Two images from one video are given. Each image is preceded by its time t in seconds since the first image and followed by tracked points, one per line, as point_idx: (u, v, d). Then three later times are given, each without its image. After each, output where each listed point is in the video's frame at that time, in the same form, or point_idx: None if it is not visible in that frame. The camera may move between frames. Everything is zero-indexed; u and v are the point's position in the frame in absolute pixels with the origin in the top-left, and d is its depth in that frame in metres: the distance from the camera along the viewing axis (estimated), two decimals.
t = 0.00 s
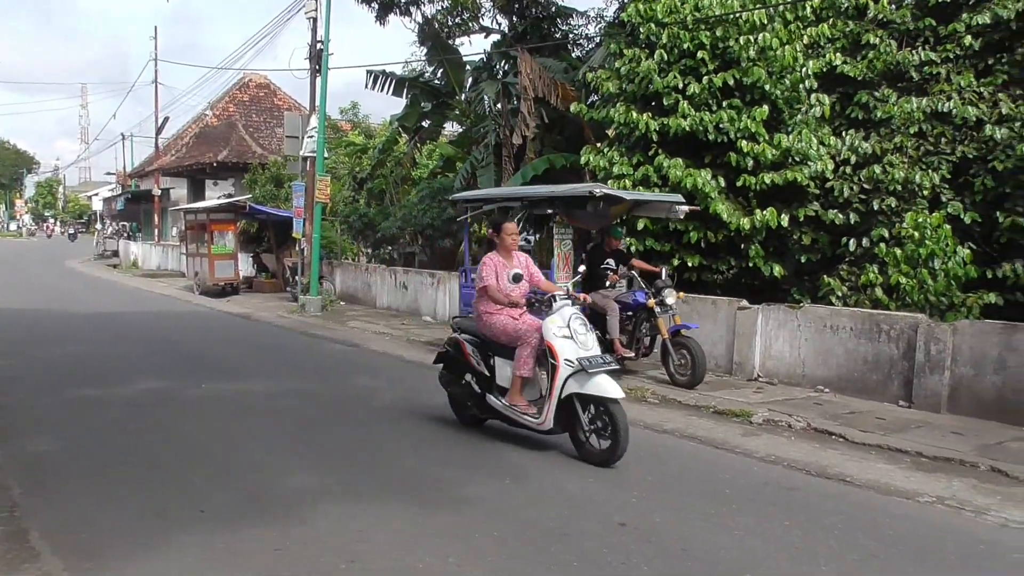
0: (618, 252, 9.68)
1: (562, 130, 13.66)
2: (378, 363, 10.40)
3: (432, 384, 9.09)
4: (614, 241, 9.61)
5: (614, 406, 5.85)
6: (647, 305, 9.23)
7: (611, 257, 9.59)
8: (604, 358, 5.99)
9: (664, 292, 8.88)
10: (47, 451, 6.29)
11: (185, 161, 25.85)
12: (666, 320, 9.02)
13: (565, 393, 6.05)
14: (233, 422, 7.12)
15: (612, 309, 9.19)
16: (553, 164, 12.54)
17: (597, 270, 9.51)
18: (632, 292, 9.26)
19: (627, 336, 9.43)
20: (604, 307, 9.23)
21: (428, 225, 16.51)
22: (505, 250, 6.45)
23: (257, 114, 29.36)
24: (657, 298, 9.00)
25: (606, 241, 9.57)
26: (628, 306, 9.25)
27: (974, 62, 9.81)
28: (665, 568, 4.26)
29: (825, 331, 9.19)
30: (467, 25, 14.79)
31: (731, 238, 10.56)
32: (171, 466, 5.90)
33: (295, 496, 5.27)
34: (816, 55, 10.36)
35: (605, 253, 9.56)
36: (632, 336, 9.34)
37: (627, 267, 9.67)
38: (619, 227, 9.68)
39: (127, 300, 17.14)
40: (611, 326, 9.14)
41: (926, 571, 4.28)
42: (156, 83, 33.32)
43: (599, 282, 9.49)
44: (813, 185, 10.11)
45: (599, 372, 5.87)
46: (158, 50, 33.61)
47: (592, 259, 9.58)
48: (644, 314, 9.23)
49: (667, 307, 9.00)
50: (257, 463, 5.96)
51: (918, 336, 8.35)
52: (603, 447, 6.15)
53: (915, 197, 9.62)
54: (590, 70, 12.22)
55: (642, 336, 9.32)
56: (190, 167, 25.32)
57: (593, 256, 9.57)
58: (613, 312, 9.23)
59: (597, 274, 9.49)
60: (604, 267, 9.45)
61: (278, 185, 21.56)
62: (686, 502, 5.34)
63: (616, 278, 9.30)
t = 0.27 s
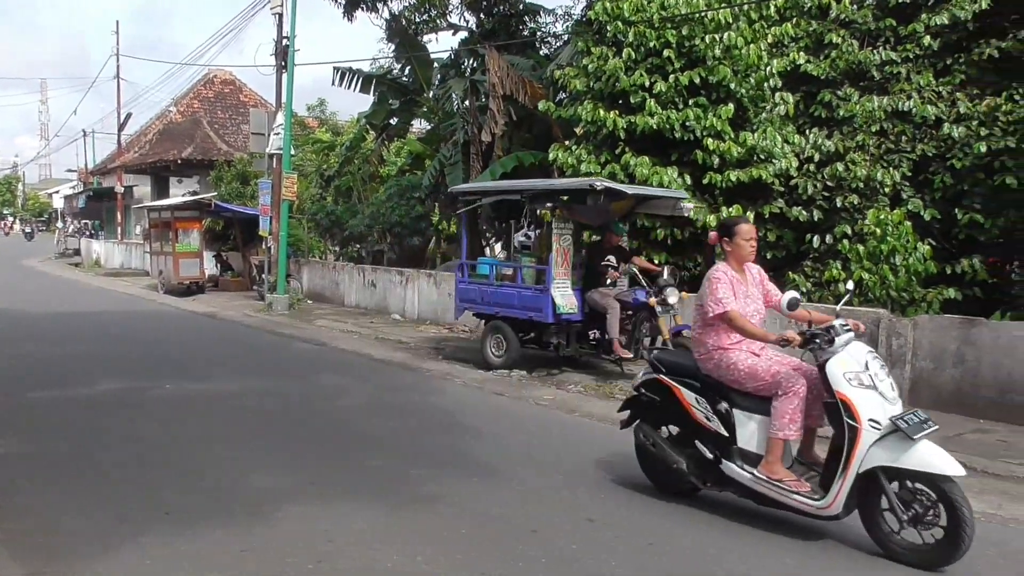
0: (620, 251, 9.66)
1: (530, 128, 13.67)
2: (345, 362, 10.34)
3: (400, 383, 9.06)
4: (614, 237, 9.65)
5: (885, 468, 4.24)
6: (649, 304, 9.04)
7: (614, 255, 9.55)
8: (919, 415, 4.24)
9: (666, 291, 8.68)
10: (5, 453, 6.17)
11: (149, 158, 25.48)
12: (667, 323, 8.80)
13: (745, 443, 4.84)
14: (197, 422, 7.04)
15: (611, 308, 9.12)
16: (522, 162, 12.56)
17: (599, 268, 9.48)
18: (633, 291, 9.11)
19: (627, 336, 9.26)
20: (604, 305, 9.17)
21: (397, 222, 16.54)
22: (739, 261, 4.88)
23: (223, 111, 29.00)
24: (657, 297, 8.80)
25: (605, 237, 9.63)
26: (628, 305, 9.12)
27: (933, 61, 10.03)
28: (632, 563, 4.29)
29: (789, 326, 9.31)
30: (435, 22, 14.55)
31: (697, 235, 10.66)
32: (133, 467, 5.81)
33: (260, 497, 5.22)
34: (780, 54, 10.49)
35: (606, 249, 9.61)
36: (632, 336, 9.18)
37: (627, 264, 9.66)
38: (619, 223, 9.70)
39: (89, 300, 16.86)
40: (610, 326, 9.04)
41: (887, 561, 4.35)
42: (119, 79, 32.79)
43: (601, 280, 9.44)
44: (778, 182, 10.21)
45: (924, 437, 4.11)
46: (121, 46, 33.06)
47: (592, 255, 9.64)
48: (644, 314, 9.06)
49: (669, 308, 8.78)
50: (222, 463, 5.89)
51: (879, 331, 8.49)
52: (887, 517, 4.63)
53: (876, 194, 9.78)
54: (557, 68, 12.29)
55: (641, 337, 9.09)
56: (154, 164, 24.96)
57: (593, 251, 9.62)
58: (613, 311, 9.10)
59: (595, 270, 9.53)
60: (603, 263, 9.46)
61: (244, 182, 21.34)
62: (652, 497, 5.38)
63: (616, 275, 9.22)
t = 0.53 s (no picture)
0: (618, 250, 9.38)
1: (499, 125, 13.70)
2: (313, 361, 10.25)
3: (369, 382, 9.00)
4: (614, 236, 9.30)
5: None
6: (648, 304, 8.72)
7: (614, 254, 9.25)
8: None
9: (668, 290, 8.43)
10: None
11: (111, 156, 25.06)
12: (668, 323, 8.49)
13: None
14: (162, 424, 6.93)
15: (608, 307, 8.76)
16: (491, 159, 12.55)
17: (597, 267, 9.17)
18: (632, 291, 8.80)
19: (625, 338, 8.89)
20: (601, 303, 8.82)
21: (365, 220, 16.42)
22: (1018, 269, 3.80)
23: (188, 108, 28.60)
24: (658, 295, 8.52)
25: (605, 236, 9.30)
26: (626, 305, 8.79)
27: (895, 61, 10.23)
28: (600, 559, 4.31)
29: (756, 322, 9.41)
30: (403, 18, 14.64)
31: (665, 232, 10.73)
32: (96, 470, 5.71)
33: (228, 498, 5.16)
34: (745, 52, 10.59)
35: (605, 248, 9.27)
36: (629, 337, 8.83)
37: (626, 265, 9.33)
38: (619, 223, 9.34)
39: (49, 300, 16.54)
40: (607, 325, 8.68)
41: (856, 556, 4.40)
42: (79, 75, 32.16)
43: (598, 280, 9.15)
44: (744, 180, 10.29)
45: None
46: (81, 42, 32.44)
47: (591, 253, 9.33)
48: (643, 314, 8.73)
49: (669, 307, 8.52)
50: (188, 465, 5.82)
51: (844, 327, 8.62)
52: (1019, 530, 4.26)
53: (840, 191, 9.89)
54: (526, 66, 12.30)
55: (640, 338, 8.77)
56: (117, 162, 24.55)
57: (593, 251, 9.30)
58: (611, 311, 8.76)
59: (593, 270, 9.18)
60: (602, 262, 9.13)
61: (209, 180, 21.08)
62: (623, 493, 5.40)
63: (616, 274, 8.90)
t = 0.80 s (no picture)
0: (610, 251, 9.06)
1: (464, 123, 13.67)
2: (276, 361, 10.14)
3: (333, 381, 8.93)
4: (608, 237, 8.96)
5: None
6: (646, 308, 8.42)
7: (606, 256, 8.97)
8: None
9: (665, 294, 8.13)
10: None
11: (68, 153, 24.55)
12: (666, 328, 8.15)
13: None
14: (120, 426, 6.80)
15: (603, 312, 8.48)
16: (456, 158, 12.51)
17: (590, 269, 8.94)
18: (628, 295, 8.51)
19: (622, 343, 8.62)
20: (597, 309, 8.55)
21: (329, 219, 16.20)
22: None
23: (147, 104, 28.11)
24: (656, 299, 8.21)
25: (598, 236, 8.97)
26: (622, 309, 8.49)
27: (853, 61, 10.41)
28: (565, 556, 4.33)
29: (719, 319, 9.51)
30: (367, 15, 14.44)
31: (629, 230, 10.80)
32: (52, 474, 5.59)
33: (188, 501, 5.08)
34: (708, 52, 10.67)
35: (599, 250, 8.97)
36: (626, 342, 8.57)
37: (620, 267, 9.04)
38: (615, 222, 9.01)
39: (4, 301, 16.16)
40: (604, 331, 8.42)
41: (816, 548, 4.47)
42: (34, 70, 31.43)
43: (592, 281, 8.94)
44: (707, 177, 10.37)
45: None
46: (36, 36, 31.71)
47: (585, 255, 9.00)
48: (641, 318, 8.42)
49: (668, 311, 8.21)
50: (147, 467, 5.72)
51: (805, 323, 8.75)
52: None
53: (801, 189, 10.01)
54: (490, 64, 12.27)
55: (639, 343, 8.47)
56: (74, 159, 24.06)
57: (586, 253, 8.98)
58: (607, 316, 8.49)
59: (589, 271, 8.93)
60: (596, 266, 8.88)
61: (169, 178, 20.76)
62: (588, 490, 5.43)
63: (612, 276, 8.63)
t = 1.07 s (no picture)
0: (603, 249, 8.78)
1: (427, 121, 13.64)
2: (237, 361, 10.02)
3: (295, 381, 8.85)
4: (605, 234, 8.68)
5: None
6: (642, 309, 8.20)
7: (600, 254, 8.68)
8: None
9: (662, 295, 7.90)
10: None
11: (20, 151, 23.97)
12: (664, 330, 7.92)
13: None
14: (75, 429, 6.66)
15: (598, 314, 8.25)
16: (419, 155, 12.44)
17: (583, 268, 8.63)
18: (622, 295, 8.21)
19: (618, 345, 8.40)
20: (591, 310, 8.31)
21: (291, 216, 15.90)
22: None
23: (103, 100, 27.55)
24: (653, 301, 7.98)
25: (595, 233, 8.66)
26: (617, 310, 8.24)
27: (811, 61, 10.58)
28: (528, 553, 4.34)
29: (681, 315, 9.61)
30: (328, 12, 14.53)
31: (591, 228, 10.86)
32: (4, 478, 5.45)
33: (146, 504, 5.00)
34: (669, 50, 10.75)
35: (594, 248, 8.65)
36: (622, 344, 8.38)
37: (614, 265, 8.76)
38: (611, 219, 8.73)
39: None
40: (600, 335, 8.21)
41: (775, 541, 4.54)
42: None
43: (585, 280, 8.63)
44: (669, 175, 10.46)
45: None
46: None
47: (578, 253, 8.70)
48: (637, 319, 8.22)
49: (665, 312, 8.02)
50: (103, 471, 5.60)
51: (765, 319, 8.88)
52: None
53: (761, 187, 10.13)
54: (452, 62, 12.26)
55: (635, 345, 8.27)
56: (26, 156, 23.50)
57: (579, 251, 8.67)
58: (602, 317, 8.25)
59: (583, 269, 8.63)
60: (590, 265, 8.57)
61: (126, 176, 20.39)
62: (551, 487, 5.44)
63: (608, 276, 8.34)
